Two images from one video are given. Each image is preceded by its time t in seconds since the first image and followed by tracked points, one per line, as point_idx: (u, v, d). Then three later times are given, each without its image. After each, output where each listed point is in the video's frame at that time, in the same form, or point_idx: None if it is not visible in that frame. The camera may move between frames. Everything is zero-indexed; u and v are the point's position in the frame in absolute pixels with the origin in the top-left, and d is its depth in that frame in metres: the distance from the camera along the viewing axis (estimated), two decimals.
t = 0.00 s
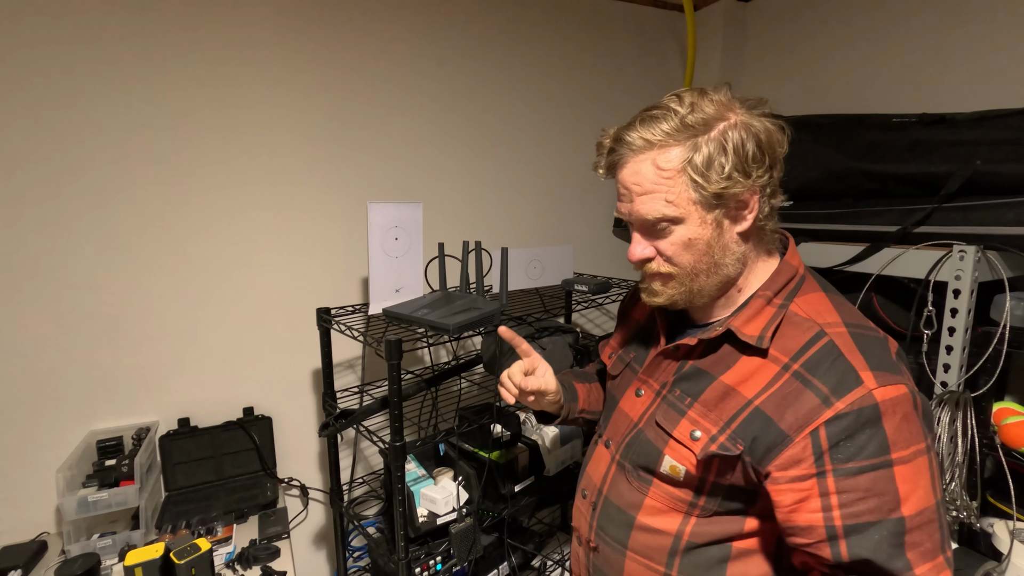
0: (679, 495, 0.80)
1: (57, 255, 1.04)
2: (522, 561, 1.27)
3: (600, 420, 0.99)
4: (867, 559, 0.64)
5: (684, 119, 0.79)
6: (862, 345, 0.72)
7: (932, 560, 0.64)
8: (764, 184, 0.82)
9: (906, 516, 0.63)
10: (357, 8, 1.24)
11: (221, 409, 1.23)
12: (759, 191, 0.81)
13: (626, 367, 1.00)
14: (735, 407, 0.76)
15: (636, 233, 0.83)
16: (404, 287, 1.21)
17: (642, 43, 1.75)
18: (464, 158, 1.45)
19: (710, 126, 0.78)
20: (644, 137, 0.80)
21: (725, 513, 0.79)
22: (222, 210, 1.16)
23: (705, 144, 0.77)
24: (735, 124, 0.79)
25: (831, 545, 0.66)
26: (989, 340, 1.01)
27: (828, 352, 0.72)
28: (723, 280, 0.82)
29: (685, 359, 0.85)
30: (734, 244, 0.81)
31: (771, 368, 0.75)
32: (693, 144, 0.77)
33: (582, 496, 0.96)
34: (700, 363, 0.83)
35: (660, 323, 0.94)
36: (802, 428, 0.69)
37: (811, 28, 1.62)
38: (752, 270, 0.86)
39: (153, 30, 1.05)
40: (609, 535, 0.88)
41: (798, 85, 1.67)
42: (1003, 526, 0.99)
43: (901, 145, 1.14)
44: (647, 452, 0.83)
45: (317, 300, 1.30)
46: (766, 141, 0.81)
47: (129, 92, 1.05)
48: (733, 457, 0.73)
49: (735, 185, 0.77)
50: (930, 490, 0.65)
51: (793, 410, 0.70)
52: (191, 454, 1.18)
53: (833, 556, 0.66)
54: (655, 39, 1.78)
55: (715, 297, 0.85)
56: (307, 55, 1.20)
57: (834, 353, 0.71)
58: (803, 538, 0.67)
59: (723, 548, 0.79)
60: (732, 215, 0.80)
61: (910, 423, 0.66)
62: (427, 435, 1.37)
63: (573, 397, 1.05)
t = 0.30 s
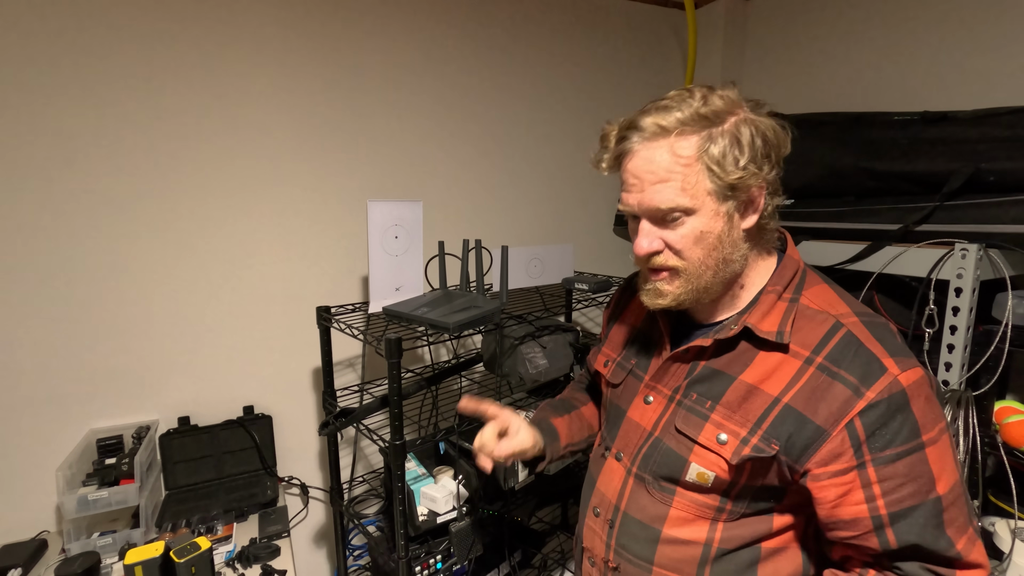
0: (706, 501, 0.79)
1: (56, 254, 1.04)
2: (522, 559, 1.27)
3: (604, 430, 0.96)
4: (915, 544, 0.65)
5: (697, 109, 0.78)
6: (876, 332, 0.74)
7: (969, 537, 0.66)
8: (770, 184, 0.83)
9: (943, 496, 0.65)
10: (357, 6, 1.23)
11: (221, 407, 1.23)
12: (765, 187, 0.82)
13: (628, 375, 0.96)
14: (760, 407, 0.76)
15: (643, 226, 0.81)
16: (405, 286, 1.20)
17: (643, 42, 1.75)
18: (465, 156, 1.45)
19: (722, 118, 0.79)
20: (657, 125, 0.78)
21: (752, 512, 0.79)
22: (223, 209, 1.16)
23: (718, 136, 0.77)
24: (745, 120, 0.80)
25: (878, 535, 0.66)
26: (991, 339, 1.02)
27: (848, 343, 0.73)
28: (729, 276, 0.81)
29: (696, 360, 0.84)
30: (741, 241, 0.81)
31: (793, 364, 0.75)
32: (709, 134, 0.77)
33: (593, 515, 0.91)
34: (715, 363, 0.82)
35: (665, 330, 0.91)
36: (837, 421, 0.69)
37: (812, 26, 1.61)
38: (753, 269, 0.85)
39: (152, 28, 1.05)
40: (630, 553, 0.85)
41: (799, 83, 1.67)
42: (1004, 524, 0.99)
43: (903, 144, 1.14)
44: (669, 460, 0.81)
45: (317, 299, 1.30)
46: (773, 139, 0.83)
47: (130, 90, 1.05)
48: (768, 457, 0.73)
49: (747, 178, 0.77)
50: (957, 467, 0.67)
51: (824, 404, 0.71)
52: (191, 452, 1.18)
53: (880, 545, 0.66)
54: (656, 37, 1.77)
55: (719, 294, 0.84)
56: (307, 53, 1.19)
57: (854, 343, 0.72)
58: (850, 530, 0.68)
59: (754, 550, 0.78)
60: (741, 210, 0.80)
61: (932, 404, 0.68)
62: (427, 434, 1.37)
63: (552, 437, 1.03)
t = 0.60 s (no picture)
0: (709, 505, 0.77)
1: (56, 254, 1.04)
2: (521, 559, 1.26)
3: (602, 427, 0.96)
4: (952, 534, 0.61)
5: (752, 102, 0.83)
6: (875, 321, 0.76)
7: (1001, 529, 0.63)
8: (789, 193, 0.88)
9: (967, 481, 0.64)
10: (357, 5, 1.23)
11: (221, 407, 1.23)
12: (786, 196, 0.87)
13: (627, 372, 0.95)
14: (766, 398, 0.77)
15: (673, 202, 0.81)
16: (404, 285, 1.21)
17: (643, 41, 1.75)
18: (464, 156, 1.45)
19: (771, 117, 0.84)
20: (714, 104, 0.81)
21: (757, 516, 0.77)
22: (223, 208, 1.16)
23: (765, 130, 0.82)
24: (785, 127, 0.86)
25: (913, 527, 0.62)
26: (990, 339, 1.01)
27: (851, 330, 0.74)
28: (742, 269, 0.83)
29: (696, 352, 0.85)
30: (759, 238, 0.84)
31: (797, 352, 0.76)
32: (761, 125, 0.81)
33: (595, 514, 0.91)
34: (716, 355, 0.83)
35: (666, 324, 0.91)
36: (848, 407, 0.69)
37: (812, 26, 1.61)
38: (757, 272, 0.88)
39: (153, 28, 1.05)
40: (633, 553, 0.84)
41: (799, 83, 1.67)
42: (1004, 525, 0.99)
43: (904, 143, 1.14)
44: (676, 456, 0.81)
45: (317, 299, 1.30)
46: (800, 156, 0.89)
47: (129, 90, 1.05)
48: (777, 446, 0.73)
49: (779, 178, 0.82)
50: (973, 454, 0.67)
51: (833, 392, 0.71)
52: (191, 452, 1.18)
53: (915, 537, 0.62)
54: (656, 37, 1.77)
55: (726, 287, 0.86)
56: (308, 53, 1.20)
57: (856, 330, 0.74)
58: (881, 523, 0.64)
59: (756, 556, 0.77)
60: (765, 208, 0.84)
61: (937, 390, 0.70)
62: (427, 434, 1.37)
63: (539, 357, 1.01)
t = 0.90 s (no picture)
0: (704, 497, 0.77)
1: (57, 253, 1.04)
2: (522, 558, 1.27)
3: (600, 416, 0.96)
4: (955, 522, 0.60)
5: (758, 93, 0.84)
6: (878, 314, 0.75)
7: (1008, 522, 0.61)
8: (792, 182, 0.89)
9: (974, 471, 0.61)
10: (358, 3, 1.23)
11: (222, 406, 1.23)
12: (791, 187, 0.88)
13: (627, 363, 0.95)
14: (764, 388, 0.76)
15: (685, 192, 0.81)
16: (404, 284, 1.20)
17: (644, 39, 1.74)
18: (465, 154, 1.45)
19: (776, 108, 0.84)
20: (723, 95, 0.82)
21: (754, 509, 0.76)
22: (223, 207, 1.16)
23: (773, 120, 0.82)
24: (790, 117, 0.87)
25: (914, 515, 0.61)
26: (991, 337, 1.01)
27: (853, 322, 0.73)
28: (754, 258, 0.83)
29: (696, 342, 0.85)
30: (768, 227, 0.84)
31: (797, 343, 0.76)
32: (768, 116, 0.81)
33: (590, 503, 0.91)
34: (716, 345, 0.83)
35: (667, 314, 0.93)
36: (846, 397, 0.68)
37: (812, 25, 1.61)
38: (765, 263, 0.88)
39: (152, 26, 1.05)
40: (627, 543, 0.84)
41: (800, 81, 1.67)
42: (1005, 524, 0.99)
43: (905, 141, 1.13)
44: (673, 446, 0.81)
45: (318, 298, 1.30)
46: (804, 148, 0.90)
47: (129, 88, 1.04)
48: (773, 435, 0.73)
49: (786, 166, 0.83)
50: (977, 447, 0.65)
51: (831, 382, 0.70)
52: (192, 450, 1.18)
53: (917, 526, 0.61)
54: (657, 35, 1.77)
55: (737, 278, 0.86)
56: (308, 52, 1.19)
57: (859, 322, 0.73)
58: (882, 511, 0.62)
59: (748, 550, 0.77)
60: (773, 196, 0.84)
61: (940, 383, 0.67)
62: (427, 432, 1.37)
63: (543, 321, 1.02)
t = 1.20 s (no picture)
0: (707, 492, 0.77)
1: (57, 252, 1.04)
2: (521, 557, 1.27)
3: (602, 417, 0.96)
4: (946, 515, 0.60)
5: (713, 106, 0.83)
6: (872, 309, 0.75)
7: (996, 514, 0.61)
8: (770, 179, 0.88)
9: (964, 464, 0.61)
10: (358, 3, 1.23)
11: (222, 405, 1.24)
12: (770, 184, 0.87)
13: (628, 364, 0.95)
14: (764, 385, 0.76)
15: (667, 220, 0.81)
16: (404, 283, 1.20)
17: (645, 39, 1.75)
18: (465, 154, 1.45)
19: (735, 116, 0.83)
20: (680, 118, 0.80)
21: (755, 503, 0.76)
22: (223, 207, 1.16)
23: (735, 130, 0.81)
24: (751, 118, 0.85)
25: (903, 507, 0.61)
26: (992, 337, 1.01)
27: (847, 317, 0.74)
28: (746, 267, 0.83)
29: (697, 342, 0.85)
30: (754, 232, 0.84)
31: (794, 340, 0.76)
32: (729, 129, 0.80)
33: (593, 503, 0.92)
34: (716, 345, 0.83)
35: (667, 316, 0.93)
36: (842, 391, 0.69)
37: (811, 26, 1.61)
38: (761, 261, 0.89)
39: (152, 26, 1.05)
40: (631, 541, 0.84)
41: (800, 81, 1.67)
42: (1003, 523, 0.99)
43: (905, 141, 1.13)
44: (676, 444, 0.81)
45: (318, 297, 1.30)
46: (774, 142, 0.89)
47: (129, 88, 1.05)
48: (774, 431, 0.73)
49: (761, 171, 0.82)
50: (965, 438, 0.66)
51: (828, 377, 0.70)
52: (192, 450, 1.18)
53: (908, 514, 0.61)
54: (657, 34, 1.77)
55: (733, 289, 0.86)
56: (308, 51, 1.19)
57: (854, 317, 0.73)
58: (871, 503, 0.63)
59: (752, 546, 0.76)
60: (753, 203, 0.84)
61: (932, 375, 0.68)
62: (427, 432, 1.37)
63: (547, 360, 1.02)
